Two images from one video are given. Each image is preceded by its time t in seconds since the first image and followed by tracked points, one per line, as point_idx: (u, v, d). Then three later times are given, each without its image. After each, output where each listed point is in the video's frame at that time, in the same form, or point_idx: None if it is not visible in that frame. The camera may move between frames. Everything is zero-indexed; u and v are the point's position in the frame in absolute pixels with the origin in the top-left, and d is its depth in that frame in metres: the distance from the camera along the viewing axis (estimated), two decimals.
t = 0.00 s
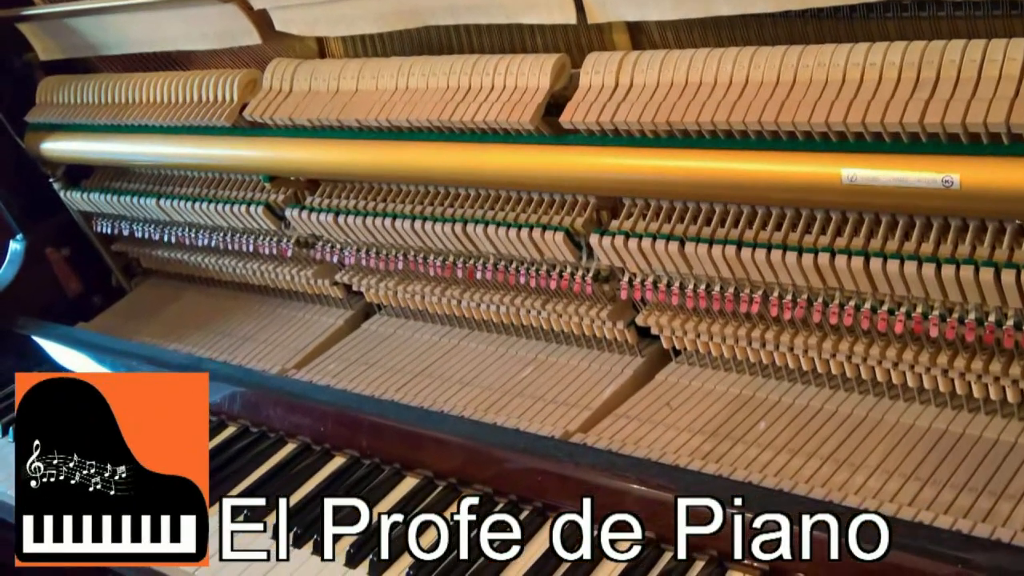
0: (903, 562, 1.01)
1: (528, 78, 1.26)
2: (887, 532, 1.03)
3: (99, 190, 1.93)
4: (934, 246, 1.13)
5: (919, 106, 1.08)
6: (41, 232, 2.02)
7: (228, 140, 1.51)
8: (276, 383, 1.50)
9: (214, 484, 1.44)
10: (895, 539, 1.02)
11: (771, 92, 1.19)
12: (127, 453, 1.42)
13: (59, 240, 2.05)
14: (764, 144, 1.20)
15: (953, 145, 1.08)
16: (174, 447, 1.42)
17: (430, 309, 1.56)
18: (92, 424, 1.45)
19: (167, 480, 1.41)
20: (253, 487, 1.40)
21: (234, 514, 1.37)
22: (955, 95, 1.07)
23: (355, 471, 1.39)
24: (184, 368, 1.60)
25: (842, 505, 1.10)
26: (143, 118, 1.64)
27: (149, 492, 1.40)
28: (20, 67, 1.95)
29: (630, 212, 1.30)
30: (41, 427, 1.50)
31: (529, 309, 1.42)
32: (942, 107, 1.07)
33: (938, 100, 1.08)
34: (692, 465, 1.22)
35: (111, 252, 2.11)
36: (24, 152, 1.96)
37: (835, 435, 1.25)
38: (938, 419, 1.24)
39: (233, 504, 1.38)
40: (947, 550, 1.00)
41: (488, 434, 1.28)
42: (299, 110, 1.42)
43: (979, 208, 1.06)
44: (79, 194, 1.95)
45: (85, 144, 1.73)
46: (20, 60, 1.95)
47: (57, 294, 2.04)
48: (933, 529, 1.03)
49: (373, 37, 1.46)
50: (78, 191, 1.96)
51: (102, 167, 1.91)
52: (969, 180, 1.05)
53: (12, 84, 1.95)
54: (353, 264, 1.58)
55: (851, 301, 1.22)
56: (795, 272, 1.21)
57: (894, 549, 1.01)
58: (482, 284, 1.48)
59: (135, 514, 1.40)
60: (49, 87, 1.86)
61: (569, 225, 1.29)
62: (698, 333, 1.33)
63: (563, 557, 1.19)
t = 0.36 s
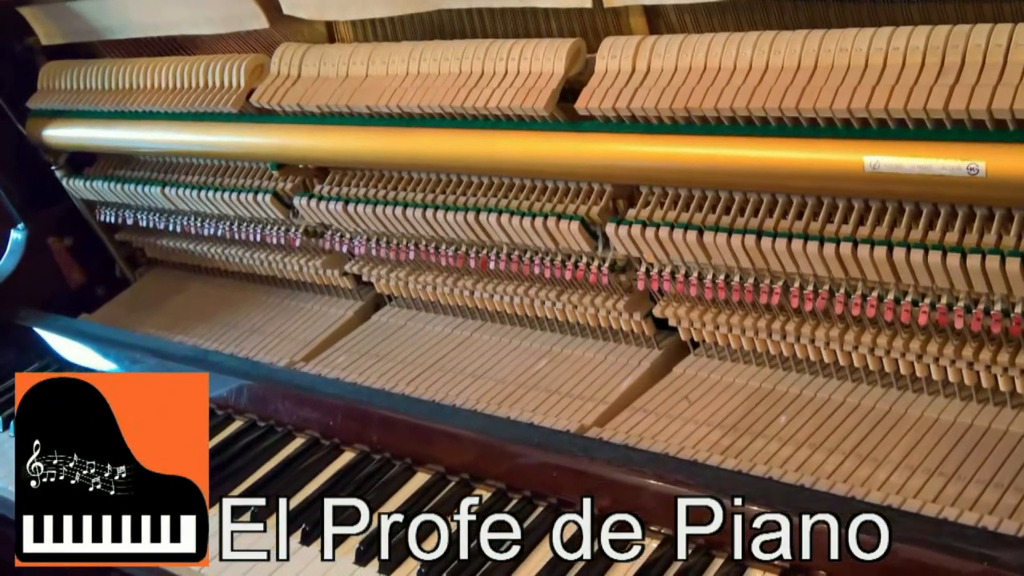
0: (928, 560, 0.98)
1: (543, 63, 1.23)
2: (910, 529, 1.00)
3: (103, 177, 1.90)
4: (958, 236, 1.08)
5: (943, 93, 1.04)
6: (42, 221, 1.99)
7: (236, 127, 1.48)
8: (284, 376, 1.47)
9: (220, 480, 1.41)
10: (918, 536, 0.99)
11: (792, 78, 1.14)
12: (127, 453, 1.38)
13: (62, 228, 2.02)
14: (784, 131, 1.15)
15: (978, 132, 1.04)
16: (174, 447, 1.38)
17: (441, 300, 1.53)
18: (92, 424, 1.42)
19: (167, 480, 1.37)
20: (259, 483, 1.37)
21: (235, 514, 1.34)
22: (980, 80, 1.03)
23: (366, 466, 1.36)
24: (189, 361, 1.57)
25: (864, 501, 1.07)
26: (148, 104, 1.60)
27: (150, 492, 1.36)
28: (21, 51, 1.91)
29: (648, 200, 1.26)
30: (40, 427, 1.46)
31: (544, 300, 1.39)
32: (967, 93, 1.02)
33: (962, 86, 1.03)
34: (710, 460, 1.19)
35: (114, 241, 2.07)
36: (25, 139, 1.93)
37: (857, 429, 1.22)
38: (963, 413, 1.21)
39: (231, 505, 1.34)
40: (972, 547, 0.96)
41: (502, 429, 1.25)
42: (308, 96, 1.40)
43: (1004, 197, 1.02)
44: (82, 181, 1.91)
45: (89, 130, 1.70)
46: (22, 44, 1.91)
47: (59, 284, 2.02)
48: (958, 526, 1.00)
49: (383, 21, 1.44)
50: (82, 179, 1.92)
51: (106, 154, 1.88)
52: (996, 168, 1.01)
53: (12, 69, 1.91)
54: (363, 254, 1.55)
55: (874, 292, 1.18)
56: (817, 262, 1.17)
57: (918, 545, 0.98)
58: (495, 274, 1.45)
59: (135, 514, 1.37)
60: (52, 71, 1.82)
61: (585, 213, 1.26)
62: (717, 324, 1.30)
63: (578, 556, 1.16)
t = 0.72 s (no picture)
0: (952, 558, 0.94)
1: (558, 48, 1.21)
2: (932, 525, 0.97)
3: (106, 166, 1.87)
4: (983, 226, 1.05)
5: (967, 78, 1.00)
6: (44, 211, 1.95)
7: (243, 114, 1.45)
8: (292, 368, 1.44)
9: (226, 476, 1.38)
10: (942, 533, 0.96)
11: (813, 63, 1.11)
12: (127, 453, 1.36)
13: (64, 218, 1.99)
14: (803, 119, 1.12)
15: (1004, 118, 1.00)
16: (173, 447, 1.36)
17: (452, 292, 1.50)
18: (92, 424, 1.40)
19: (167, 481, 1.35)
20: (264, 480, 1.34)
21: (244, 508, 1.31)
22: (1007, 66, 0.99)
23: (375, 461, 1.33)
24: (194, 354, 1.54)
25: (886, 498, 1.03)
26: (152, 91, 1.58)
27: (150, 492, 1.34)
28: (23, 37, 1.89)
29: (665, 188, 1.23)
30: (41, 427, 1.45)
31: (558, 291, 1.36)
32: (992, 79, 0.98)
33: (987, 71, 0.99)
34: (728, 455, 1.16)
35: (118, 231, 2.04)
36: (27, 126, 1.90)
37: (879, 424, 1.19)
38: (988, 408, 1.17)
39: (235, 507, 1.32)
40: (997, 545, 0.93)
41: (514, 423, 1.22)
42: (316, 83, 1.37)
43: None
44: (85, 169, 1.88)
45: (92, 118, 1.67)
46: (24, 29, 1.89)
47: (62, 275, 1.98)
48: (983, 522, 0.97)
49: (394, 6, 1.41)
50: (84, 167, 1.90)
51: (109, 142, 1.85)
52: (1021, 157, 0.97)
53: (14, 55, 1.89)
54: (372, 244, 1.52)
55: (896, 283, 1.15)
56: (839, 253, 1.13)
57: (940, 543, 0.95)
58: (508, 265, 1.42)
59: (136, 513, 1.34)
60: (53, 57, 1.80)
61: (600, 203, 1.23)
62: (735, 317, 1.27)
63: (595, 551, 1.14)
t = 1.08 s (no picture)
0: (972, 556, 0.91)
1: (571, 35, 1.18)
2: (953, 522, 0.94)
3: (109, 154, 1.84)
4: (1006, 215, 1.01)
5: (989, 65, 0.96)
6: (45, 201, 1.93)
7: (250, 102, 1.43)
8: (299, 361, 1.41)
9: (231, 473, 1.35)
10: (963, 530, 0.92)
11: (831, 50, 1.07)
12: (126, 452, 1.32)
13: (67, 209, 1.97)
14: (823, 107, 1.08)
15: None
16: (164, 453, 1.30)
17: (463, 284, 1.48)
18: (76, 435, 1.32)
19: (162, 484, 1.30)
20: (269, 477, 1.31)
21: (251, 505, 1.29)
22: None
23: (384, 457, 1.31)
24: (199, 347, 1.51)
25: (907, 494, 1.00)
26: (156, 78, 1.55)
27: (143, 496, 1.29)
28: (23, 24, 1.86)
29: (680, 177, 1.21)
30: (9, 439, 1.36)
31: (572, 283, 1.34)
32: (1015, 65, 0.94)
33: (1010, 58, 0.95)
34: (746, 450, 1.14)
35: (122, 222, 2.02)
36: (29, 115, 1.88)
37: (899, 418, 1.16)
38: (1011, 402, 1.14)
39: (240, 506, 1.30)
40: (1021, 542, 0.89)
41: (526, 417, 1.20)
42: (324, 70, 1.35)
43: None
44: (87, 158, 1.86)
45: (95, 105, 1.65)
46: (24, 15, 1.86)
47: (64, 267, 1.95)
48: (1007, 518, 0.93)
49: None
50: (87, 156, 1.87)
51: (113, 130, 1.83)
52: None
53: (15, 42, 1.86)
54: (382, 235, 1.50)
55: (917, 274, 1.11)
56: (858, 244, 1.10)
57: (960, 540, 0.92)
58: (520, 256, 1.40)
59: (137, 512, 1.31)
60: (55, 43, 1.77)
61: (615, 192, 1.21)
62: (752, 309, 1.24)
63: (609, 548, 1.11)
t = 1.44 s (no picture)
0: (993, 554, 0.88)
1: (583, 23, 1.16)
2: (973, 519, 0.91)
3: (112, 144, 1.82)
4: None
5: (1011, 53, 0.93)
6: (48, 193, 1.90)
7: (255, 92, 1.40)
8: (306, 355, 1.39)
9: (236, 469, 1.33)
10: (984, 528, 0.90)
11: (849, 38, 1.04)
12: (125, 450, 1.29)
13: (69, 201, 1.94)
14: (840, 96, 1.04)
15: None
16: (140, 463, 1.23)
17: (473, 276, 1.46)
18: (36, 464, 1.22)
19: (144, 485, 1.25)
20: (273, 474, 1.29)
21: (257, 502, 1.27)
22: None
23: (393, 453, 1.28)
24: (202, 341, 1.49)
25: (926, 491, 0.98)
26: (159, 66, 1.53)
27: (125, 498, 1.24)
28: (25, 12, 1.84)
29: (695, 168, 1.18)
30: None
31: (584, 275, 1.32)
32: None
33: None
34: (762, 446, 1.12)
35: (125, 213, 1.99)
36: (30, 104, 1.86)
37: (917, 414, 1.13)
38: None
39: (246, 503, 1.28)
40: None
41: (537, 412, 1.17)
42: (331, 59, 1.33)
43: None
44: (90, 148, 1.83)
45: (97, 94, 1.63)
46: (25, 3, 1.84)
47: (66, 260, 1.93)
48: None
49: None
50: (89, 146, 1.85)
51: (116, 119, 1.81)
52: None
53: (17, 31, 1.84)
54: (390, 226, 1.47)
55: (936, 267, 1.08)
56: (876, 236, 1.07)
57: (980, 538, 0.89)
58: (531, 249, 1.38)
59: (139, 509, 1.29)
60: (56, 31, 1.74)
61: (628, 182, 1.18)
62: (768, 302, 1.22)
63: (624, 543, 1.09)
